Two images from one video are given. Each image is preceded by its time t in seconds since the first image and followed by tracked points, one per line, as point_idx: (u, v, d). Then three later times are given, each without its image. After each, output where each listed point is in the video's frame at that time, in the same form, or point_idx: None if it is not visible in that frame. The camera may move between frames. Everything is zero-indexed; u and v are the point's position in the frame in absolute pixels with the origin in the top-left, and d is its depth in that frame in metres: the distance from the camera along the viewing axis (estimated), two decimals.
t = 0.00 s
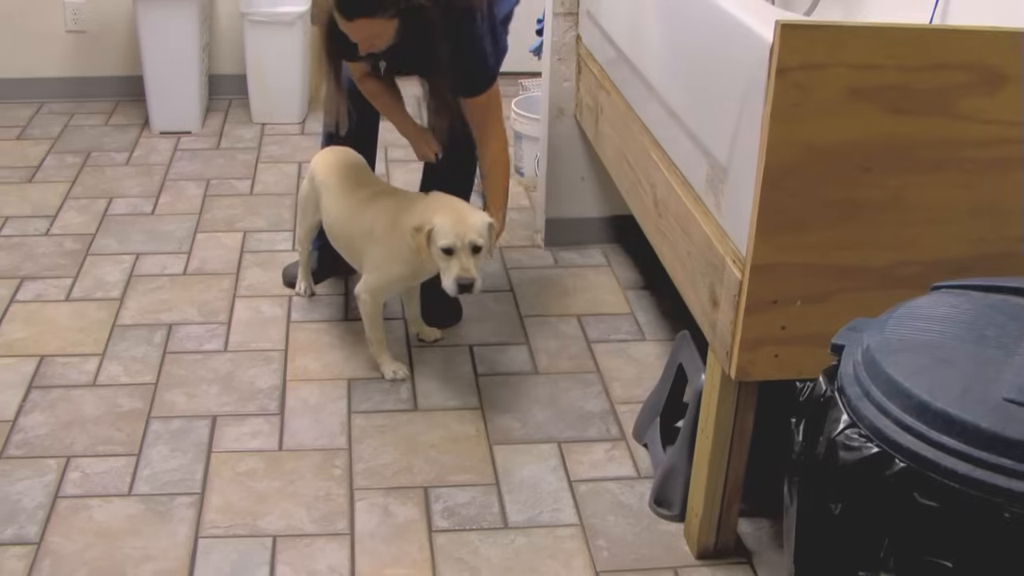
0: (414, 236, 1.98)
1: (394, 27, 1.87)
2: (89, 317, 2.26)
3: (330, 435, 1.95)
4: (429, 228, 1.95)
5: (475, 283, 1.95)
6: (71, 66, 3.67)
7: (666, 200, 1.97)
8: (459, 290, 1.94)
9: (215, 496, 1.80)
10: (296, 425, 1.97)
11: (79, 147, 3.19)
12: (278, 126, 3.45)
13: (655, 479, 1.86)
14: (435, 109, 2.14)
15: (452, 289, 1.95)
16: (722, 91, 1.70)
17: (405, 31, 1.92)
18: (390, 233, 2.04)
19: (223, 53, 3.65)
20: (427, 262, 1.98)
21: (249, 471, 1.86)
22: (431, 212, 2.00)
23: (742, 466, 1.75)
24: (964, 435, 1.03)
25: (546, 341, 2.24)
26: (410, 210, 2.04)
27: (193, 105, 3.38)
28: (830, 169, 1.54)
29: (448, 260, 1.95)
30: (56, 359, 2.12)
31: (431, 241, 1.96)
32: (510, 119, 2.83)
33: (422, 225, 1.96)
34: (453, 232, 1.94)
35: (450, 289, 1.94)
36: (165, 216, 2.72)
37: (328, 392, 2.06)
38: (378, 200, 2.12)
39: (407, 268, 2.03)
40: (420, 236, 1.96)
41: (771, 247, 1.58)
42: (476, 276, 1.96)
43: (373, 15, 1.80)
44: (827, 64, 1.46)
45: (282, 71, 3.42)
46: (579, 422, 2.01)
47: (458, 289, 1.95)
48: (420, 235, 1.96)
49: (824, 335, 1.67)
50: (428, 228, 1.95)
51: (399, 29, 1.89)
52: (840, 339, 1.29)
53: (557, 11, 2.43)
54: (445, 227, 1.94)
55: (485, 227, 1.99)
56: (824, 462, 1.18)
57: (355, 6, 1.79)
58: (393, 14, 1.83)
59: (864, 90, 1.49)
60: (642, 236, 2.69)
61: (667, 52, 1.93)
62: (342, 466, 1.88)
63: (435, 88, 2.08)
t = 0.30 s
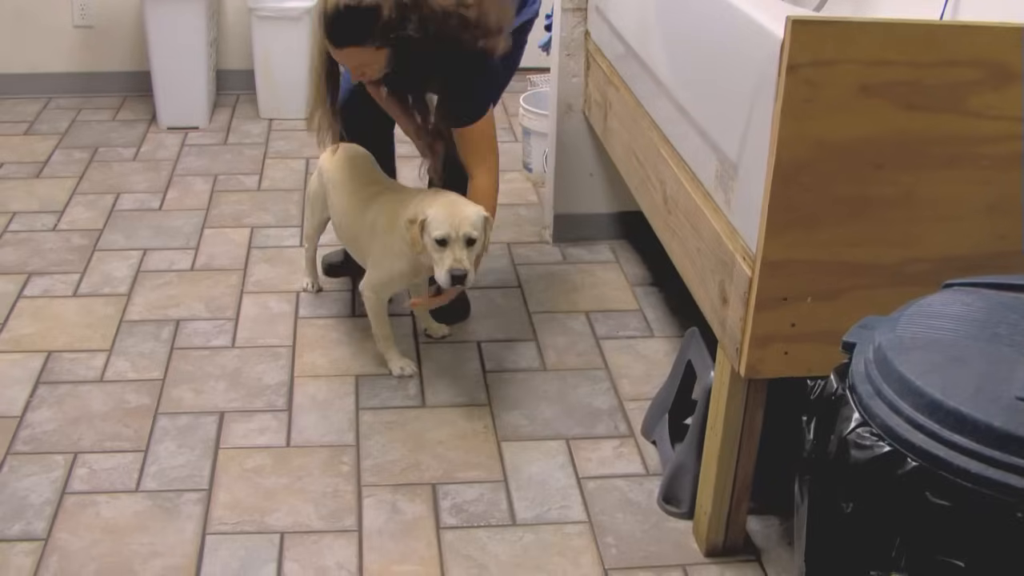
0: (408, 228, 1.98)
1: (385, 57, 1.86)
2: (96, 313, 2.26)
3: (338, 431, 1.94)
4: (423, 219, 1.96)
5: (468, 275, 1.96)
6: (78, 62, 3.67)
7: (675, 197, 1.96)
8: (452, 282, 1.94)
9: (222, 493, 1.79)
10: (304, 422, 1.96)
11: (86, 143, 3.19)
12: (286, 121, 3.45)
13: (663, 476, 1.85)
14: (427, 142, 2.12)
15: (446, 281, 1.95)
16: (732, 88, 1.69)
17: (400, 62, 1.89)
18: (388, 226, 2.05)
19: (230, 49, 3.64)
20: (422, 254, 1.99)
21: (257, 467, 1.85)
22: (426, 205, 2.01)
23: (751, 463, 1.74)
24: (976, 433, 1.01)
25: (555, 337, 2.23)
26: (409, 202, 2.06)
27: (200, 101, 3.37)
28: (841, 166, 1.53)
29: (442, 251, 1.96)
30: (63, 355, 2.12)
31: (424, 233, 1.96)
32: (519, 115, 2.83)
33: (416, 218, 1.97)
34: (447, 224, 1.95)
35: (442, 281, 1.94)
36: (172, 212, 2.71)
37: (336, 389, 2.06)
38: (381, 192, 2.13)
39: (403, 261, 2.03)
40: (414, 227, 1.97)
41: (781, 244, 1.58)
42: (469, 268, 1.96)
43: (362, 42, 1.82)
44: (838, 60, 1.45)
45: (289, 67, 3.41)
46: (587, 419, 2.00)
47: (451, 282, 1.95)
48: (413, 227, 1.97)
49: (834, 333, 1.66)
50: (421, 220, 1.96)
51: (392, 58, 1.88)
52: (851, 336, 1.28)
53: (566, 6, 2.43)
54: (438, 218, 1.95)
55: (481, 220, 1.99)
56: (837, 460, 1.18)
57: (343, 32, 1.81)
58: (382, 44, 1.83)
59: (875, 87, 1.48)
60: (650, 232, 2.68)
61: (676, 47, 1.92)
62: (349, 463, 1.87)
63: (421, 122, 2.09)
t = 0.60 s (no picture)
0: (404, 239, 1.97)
1: (372, 75, 1.93)
2: (100, 315, 2.25)
3: (342, 434, 1.94)
4: (417, 229, 1.95)
5: (468, 283, 1.96)
6: (81, 63, 3.66)
7: (681, 200, 1.95)
8: (453, 292, 1.95)
9: (226, 496, 1.79)
10: (308, 425, 1.96)
11: (90, 143, 3.18)
12: (290, 123, 3.44)
13: (669, 481, 1.84)
14: (417, 167, 2.16)
15: (446, 291, 1.95)
16: (739, 91, 1.69)
17: (387, 83, 1.96)
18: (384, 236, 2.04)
19: (235, 50, 3.64)
20: (420, 264, 1.98)
21: (261, 470, 1.85)
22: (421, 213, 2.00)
23: (757, 469, 1.73)
24: (986, 441, 1.02)
25: (560, 341, 2.23)
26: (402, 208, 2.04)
27: (203, 102, 3.36)
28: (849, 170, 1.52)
29: (441, 262, 1.95)
30: (67, 357, 2.11)
31: (421, 244, 1.96)
32: (525, 117, 2.82)
33: (412, 229, 1.96)
34: (443, 234, 1.94)
35: (444, 292, 1.95)
36: (177, 213, 2.70)
37: (340, 392, 2.05)
38: (375, 196, 2.12)
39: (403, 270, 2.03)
40: (409, 237, 1.96)
41: (789, 248, 1.57)
42: (469, 276, 1.96)
43: (348, 58, 1.87)
44: (846, 64, 1.44)
45: (294, 68, 3.40)
46: (592, 423, 1.99)
47: (451, 292, 1.95)
48: (408, 238, 1.96)
49: (842, 338, 1.66)
50: (416, 231, 1.95)
51: (380, 78, 1.95)
52: (859, 342, 1.27)
53: (572, 8, 2.42)
54: (434, 228, 1.94)
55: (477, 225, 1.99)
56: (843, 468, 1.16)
57: (331, 49, 1.86)
58: (369, 62, 1.90)
59: (884, 90, 1.47)
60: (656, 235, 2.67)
61: (683, 50, 1.92)
62: (354, 467, 1.87)
63: (407, 147, 2.08)
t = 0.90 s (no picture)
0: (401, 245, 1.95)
1: (355, 81, 1.89)
2: (95, 317, 2.21)
3: (343, 440, 1.89)
4: (415, 234, 1.92)
5: (466, 293, 1.95)
6: (77, 59, 3.61)
7: (690, 201, 1.91)
8: (451, 301, 1.93)
9: (224, 503, 1.74)
10: (308, 430, 1.91)
11: (85, 141, 3.13)
12: (290, 121, 3.39)
13: (677, 488, 1.80)
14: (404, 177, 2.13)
15: (444, 300, 1.94)
16: (750, 90, 1.65)
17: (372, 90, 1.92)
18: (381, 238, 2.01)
19: (234, 47, 3.59)
20: (417, 270, 1.96)
21: (260, 476, 1.80)
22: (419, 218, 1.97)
23: (768, 476, 1.69)
24: (1005, 450, 0.98)
25: (566, 344, 2.18)
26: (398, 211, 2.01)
27: (201, 100, 3.31)
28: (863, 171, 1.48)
29: (439, 270, 1.94)
30: (61, 360, 2.07)
31: (419, 250, 1.93)
32: (531, 116, 2.78)
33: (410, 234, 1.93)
34: (443, 242, 1.92)
35: (442, 301, 1.93)
36: (174, 213, 2.66)
37: (341, 397, 2.01)
38: (371, 196, 2.09)
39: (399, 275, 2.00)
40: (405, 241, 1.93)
41: (802, 250, 1.53)
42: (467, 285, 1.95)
43: (330, 64, 1.83)
44: (861, 62, 1.40)
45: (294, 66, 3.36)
46: (599, 429, 1.95)
47: (448, 301, 1.94)
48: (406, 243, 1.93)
49: (856, 342, 1.62)
50: (415, 237, 1.92)
51: (365, 84, 1.91)
52: (874, 348, 1.23)
53: (580, 4, 2.39)
54: (432, 235, 1.92)
55: (475, 232, 1.97)
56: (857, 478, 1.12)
57: (313, 53, 1.82)
58: (352, 68, 1.85)
59: (900, 89, 1.43)
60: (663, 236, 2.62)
61: (691, 48, 1.88)
62: (355, 473, 1.82)
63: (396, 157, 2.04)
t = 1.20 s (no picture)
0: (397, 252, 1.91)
1: (338, 85, 1.86)
2: (88, 321, 2.17)
3: (341, 447, 1.86)
4: (412, 240, 1.88)
5: (465, 299, 1.91)
6: (68, 57, 3.57)
7: (694, 203, 1.88)
8: (450, 307, 1.90)
9: (219, 511, 1.71)
10: (305, 436, 1.88)
11: (77, 141, 3.09)
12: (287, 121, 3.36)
13: (681, 496, 1.77)
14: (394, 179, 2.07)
15: (442, 306, 1.91)
16: (756, 90, 1.61)
17: (356, 94, 1.90)
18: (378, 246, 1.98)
19: (229, 45, 3.55)
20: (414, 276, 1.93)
21: (256, 484, 1.77)
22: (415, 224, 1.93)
23: (775, 483, 1.66)
24: (1016, 458, 0.95)
25: (568, 349, 2.15)
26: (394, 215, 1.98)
27: (196, 99, 3.27)
28: (870, 172, 1.45)
29: (437, 277, 1.90)
30: (52, 365, 2.03)
31: (415, 257, 1.90)
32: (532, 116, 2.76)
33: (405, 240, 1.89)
34: (439, 249, 1.88)
35: (441, 308, 1.90)
36: (169, 215, 2.62)
37: (338, 402, 1.97)
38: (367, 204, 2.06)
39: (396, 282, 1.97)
40: (401, 248, 1.90)
41: (809, 253, 1.50)
42: (466, 291, 1.91)
43: (311, 67, 1.81)
44: (869, 61, 1.37)
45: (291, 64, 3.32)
46: (601, 435, 1.92)
47: (447, 307, 1.90)
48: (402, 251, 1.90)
49: (864, 348, 1.58)
50: (411, 244, 1.88)
51: (349, 88, 1.88)
52: (882, 353, 1.19)
53: (581, 2, 2.36)
54: (429, 241, 1.88)
55: (473, 238, 1.94)
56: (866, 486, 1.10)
57: (294, 57, 1.80)
58: (334, 71, 1.83)
59: (909, 88, 1.40)
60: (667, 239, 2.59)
61: (695, 47, 1.84)
62: (352, 480, 1.79)
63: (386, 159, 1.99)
